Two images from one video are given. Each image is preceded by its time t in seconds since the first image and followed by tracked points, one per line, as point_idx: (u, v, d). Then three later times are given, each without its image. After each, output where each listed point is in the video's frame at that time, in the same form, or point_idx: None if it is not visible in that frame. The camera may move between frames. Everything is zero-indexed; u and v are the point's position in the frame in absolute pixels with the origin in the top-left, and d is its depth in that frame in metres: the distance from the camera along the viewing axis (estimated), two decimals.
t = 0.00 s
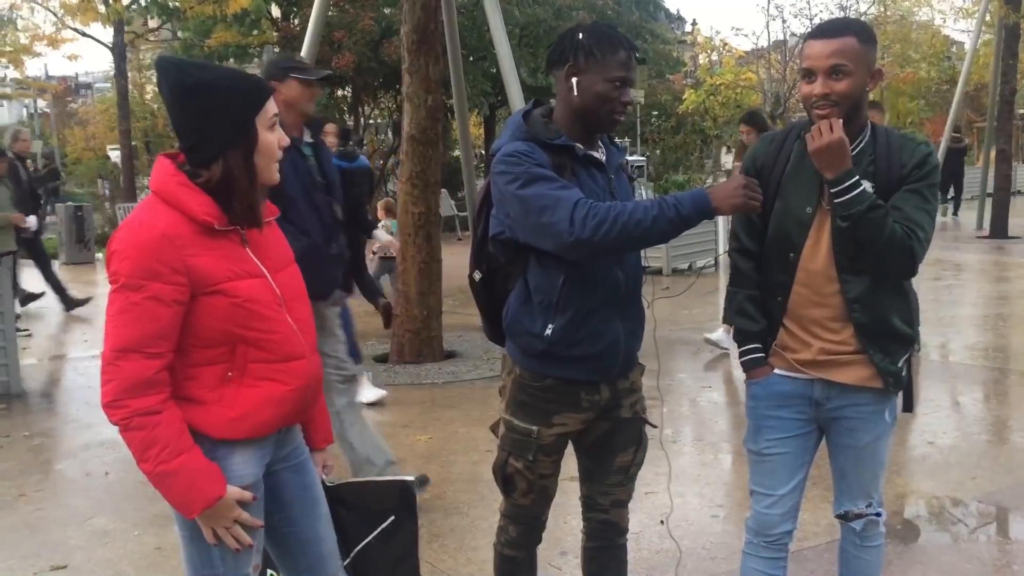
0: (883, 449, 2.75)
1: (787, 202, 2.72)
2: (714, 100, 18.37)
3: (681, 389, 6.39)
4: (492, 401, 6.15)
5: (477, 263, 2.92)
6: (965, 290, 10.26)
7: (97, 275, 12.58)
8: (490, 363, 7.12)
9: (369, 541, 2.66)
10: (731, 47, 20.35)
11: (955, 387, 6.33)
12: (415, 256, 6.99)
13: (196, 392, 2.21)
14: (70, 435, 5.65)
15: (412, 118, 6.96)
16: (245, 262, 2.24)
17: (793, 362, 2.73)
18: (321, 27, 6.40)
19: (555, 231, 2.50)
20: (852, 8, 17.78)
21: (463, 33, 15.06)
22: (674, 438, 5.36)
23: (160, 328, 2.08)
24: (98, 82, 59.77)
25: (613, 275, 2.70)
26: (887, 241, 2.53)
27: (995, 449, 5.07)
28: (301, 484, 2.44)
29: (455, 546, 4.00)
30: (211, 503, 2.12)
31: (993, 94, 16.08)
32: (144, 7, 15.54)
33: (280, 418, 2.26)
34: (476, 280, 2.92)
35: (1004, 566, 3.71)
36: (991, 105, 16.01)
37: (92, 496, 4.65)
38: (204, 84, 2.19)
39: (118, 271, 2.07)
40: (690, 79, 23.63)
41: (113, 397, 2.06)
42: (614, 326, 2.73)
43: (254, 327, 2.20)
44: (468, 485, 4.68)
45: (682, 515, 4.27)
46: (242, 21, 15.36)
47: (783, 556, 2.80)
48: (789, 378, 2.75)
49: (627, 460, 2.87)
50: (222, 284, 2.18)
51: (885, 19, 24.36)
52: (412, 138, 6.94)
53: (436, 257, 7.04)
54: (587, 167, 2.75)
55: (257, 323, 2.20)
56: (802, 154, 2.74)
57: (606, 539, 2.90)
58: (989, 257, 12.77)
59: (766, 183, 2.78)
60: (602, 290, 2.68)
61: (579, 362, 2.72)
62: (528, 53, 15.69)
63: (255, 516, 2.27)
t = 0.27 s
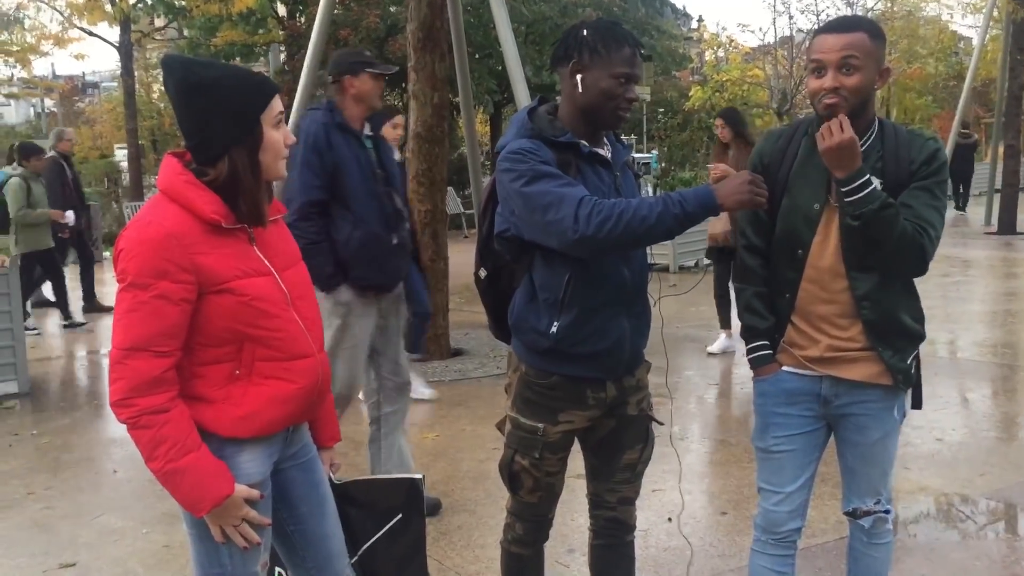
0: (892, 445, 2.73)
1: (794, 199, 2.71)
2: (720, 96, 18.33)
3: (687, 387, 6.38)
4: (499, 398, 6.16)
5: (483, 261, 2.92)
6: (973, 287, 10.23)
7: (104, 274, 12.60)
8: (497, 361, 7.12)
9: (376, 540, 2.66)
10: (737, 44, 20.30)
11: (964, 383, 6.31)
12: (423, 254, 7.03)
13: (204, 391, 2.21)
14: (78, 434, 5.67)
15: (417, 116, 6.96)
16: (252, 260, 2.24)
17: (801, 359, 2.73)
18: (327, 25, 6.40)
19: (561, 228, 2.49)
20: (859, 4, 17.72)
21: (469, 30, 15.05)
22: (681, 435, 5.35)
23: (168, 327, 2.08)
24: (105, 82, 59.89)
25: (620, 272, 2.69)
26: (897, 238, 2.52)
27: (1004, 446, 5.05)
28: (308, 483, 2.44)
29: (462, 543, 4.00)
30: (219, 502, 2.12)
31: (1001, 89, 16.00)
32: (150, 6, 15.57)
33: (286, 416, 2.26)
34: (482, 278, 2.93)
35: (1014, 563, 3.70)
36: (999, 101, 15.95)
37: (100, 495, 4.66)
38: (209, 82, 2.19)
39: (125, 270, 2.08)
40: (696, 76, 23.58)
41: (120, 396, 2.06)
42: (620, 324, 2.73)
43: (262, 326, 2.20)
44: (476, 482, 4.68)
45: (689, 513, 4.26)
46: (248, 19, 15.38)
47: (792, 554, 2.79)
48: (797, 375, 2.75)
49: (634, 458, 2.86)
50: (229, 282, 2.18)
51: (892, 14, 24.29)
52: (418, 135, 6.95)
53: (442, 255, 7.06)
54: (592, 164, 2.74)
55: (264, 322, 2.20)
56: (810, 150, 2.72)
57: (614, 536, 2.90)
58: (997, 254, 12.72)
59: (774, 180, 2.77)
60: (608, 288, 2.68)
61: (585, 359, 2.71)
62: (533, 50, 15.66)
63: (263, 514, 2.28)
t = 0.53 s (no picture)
0: (896, 441, 2.74)
1: (798, 196, 2.70)
2: (722, 93, 18.32)
3: (691, 383, 6.38)
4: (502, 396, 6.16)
5: (486, 258, 2.94)
6: (975, 283, 10.22)
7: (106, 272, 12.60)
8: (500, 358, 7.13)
9: (378, 537, 2.66)
10: (739, 40, 20.27)
11: (967, 380, 6.30)
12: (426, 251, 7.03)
13: (207, 389, 2.21)
14: (81, 432, 5.67)
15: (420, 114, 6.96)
16: (255, 258, 2.24)
17: (806, 355, 2.72)
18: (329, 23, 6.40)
19: (561, 225, 2.49)
20: None
21: (471, 28, 15.04)
22: (684, 432, 5.35)
23: (171, 325, 2.08)
24: (107, 80, 59.91)
25: (621, 269, 2.69)
26: (904, 238, 2.54)
27: (1007, 442, 5.05)
28: (311, 480, 2.44)
29: (465, 540, 4.00)
30: (223, 500, 2.12)
31: (1004, 85, 15.97)
32: (152, 4, 15.58)
33: (290, 414, 2.26)
34: (485, 275, 2.94)
35: (1017, 560, 3.70)
36: (1002, 96, 15.93)
37: (104, 492, 4.67)
38: (208, 80, 2.19)
39: (128, 267, 2.08)
40: (698, 72, 23.54)
41: (124, 394, 2.06)
42: (621, 321, 2.72)
43: (265, 323, 2.21)
44: (479, 479, 4.68)
45: (693, 509, 4.26)
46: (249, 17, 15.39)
47: (796, 550, 2.79)
48: (801, 371, 2.74)
49: (638, 454, 2.86)
50: (232, 280, 2.18)
51: (894, 10, 24.26)
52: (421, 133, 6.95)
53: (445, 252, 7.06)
54: (593, 160, 2.74)
55: (267, 320, 2.21)
56: (813, 146, 2.72)
57: (617, 533, 2.88)
58: (1000, 250, 12.70)
59: (777, 176, 2.76)
60: (609, 284, 2.67)
61: (587, 356, 2.71)
62: (535, 47, 15.65)
63: (266, 511, 2.28)
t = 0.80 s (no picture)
0: (895, 439, 2.73)
1: (796, 193, 2.69)
2: (723, 90, 18.30)
3: (692, 381, 6.38)
4: (503, 393, 6.16)
5: (489, 254, 2.95)
6: (976, 279, 10.21)
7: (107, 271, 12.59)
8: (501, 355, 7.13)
9: (378, 537, 2.66)
10: (740, 37, 20.26)
11: (969, 376, 6.30)
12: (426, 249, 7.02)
13: (207, 388, 2.21)
14: (83, 431, 5.68)
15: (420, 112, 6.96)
16: (255, 257, 2.24)
17: (806, 352, 2.71)
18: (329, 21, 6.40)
19: (545, 223, 2.50)
20: None
21: (472, 25, 15.03)
22: (686, 429, 5.35)
23: (170, 324, 2.08)
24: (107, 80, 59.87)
25: (620, 266, 2.67)
26: (903, 236, 2.53)
27: (1009, 438, 5.04)
28: (312, 479, 2.44)
29: (467, 538, 4.00)
30: (222, 500, 2.12)
31: (1004, 81, 15.94)
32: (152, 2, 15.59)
33: (291, 413, 2.26)
34: (488, 271, 2.96)
35: (1019, 556, 3.70)
36: (1003, 92, 15.91)
37: (106, 491, 4.68)
38: (203, 78, 2.19)
39: (127, 267, 2.08)
40: (698, 70, 23.52)
41: (124, 394, 2.06)
42: (619, 319, 2.70)
43: (265, 322, 2.20)
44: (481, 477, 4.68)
45: (694, 507, 4.26)
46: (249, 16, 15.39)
47: (794, 548, 2.79)
48: (800, 368, 2.74)
49: (640, 453, 2.84)
50: (232, 279, 2.18)
51: (894, 7, 24.26)
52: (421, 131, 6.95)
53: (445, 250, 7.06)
54: (589, 157, 2.72)
55: (267, 319, 2.21)
56: (811, 142, 2.71)
57: (620, 532, 2.86)
58: (1002, 246, 12.69)
59: (775, 172, 2.74)
60: (608, 281, 2.66)
61: (584, 354, 2.70)
62: (536, 45, 15.64)
63: (267, 511, 2.27)
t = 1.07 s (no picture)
0: (890, 441, 2.73)
1: (789, 192, 2.70)
2: (725, 88, 18.29)
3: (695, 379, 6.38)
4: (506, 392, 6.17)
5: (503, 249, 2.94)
6: (979, 275, 10.21)
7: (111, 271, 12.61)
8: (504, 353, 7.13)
9: (382, 535, 2.67)
10: (742, 35, 20.24)
11: (973, 373, 6.30)
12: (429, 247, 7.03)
13: (211, 386, 2.22)
14: (87, 430, 5.68)
15: (422, 110, 6.96)
16: (258, 257, 2.24)
17: (798, 351, 2.71)
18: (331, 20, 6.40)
19: (518, 222, 2.56)
20: None
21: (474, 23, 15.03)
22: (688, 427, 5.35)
23: (174, 324, 2.08)
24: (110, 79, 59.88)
25: (617, 267, 2.64)
26: (894, 235, 2.53)
27: (1012, 435, 5.04)
28: (317, 478, 2.45)
29: (470, 536, 4.01)
30: (227, 499, 2.12)
31: (1007, 78, 15.92)
32: (154, 1, 15.61)
33: (294, 412, 2.27)
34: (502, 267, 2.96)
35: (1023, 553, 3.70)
36: (1005, 88, 15.91)
37: (110, 490, 4.68)
38: (205, 77, 2.19)
39: (131, 267, 2.08)
40: (700, 67, 23.50)
41: (129, 394, 2.07)
42: (618, 316, 2.66)
43: (268, 322, 2.21)
44: (484, 475, 4.69)
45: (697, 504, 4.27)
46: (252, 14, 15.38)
47: (788, 550, 2.76)
48: (793, 367, 2.73)
49: (645, 456, 2.77)
50: (235, 279, 2.18)
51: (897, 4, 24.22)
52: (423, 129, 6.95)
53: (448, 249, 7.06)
54: (587, 155, 2.66)
55: (270, 318, 2.21)
56: (803, 140, 2.72)
57: (630, 532, 2.82)
58: (1005, 243, 12.68)
59: (768, 169, 2.76)
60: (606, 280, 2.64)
61: (583, 351, 2.67)
62: (538, 43, 15.63)
63: (272, 509, 2.28)
